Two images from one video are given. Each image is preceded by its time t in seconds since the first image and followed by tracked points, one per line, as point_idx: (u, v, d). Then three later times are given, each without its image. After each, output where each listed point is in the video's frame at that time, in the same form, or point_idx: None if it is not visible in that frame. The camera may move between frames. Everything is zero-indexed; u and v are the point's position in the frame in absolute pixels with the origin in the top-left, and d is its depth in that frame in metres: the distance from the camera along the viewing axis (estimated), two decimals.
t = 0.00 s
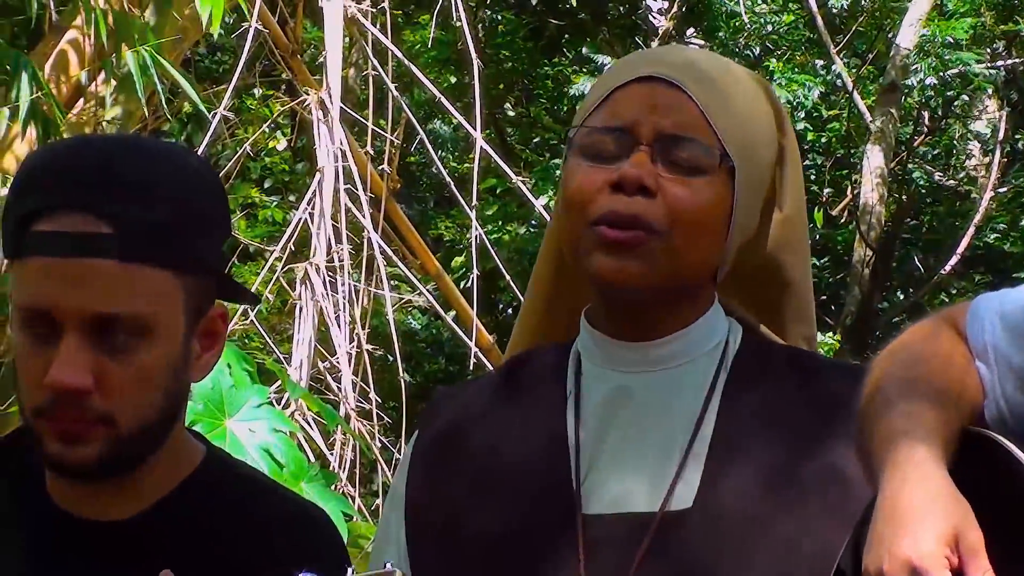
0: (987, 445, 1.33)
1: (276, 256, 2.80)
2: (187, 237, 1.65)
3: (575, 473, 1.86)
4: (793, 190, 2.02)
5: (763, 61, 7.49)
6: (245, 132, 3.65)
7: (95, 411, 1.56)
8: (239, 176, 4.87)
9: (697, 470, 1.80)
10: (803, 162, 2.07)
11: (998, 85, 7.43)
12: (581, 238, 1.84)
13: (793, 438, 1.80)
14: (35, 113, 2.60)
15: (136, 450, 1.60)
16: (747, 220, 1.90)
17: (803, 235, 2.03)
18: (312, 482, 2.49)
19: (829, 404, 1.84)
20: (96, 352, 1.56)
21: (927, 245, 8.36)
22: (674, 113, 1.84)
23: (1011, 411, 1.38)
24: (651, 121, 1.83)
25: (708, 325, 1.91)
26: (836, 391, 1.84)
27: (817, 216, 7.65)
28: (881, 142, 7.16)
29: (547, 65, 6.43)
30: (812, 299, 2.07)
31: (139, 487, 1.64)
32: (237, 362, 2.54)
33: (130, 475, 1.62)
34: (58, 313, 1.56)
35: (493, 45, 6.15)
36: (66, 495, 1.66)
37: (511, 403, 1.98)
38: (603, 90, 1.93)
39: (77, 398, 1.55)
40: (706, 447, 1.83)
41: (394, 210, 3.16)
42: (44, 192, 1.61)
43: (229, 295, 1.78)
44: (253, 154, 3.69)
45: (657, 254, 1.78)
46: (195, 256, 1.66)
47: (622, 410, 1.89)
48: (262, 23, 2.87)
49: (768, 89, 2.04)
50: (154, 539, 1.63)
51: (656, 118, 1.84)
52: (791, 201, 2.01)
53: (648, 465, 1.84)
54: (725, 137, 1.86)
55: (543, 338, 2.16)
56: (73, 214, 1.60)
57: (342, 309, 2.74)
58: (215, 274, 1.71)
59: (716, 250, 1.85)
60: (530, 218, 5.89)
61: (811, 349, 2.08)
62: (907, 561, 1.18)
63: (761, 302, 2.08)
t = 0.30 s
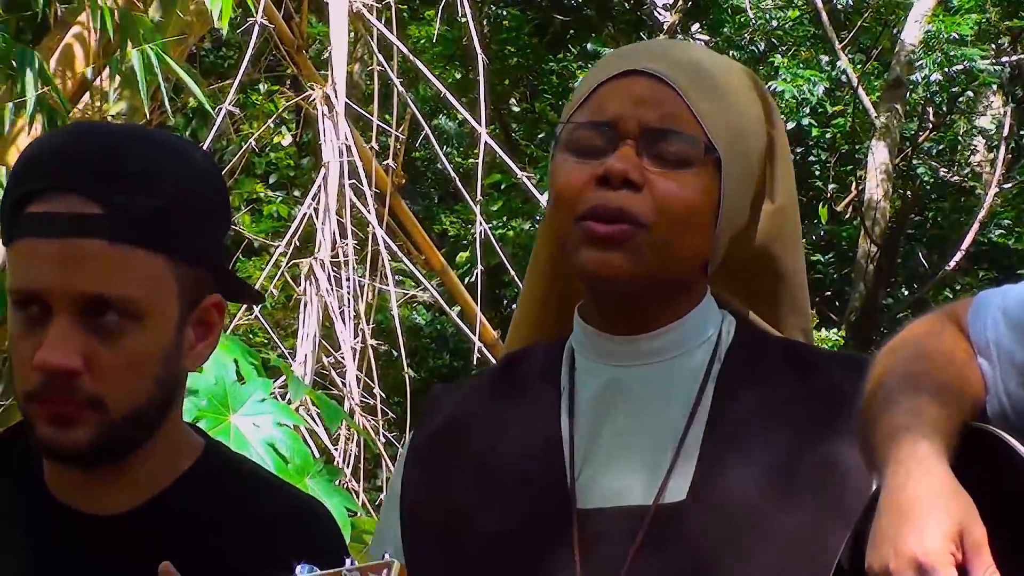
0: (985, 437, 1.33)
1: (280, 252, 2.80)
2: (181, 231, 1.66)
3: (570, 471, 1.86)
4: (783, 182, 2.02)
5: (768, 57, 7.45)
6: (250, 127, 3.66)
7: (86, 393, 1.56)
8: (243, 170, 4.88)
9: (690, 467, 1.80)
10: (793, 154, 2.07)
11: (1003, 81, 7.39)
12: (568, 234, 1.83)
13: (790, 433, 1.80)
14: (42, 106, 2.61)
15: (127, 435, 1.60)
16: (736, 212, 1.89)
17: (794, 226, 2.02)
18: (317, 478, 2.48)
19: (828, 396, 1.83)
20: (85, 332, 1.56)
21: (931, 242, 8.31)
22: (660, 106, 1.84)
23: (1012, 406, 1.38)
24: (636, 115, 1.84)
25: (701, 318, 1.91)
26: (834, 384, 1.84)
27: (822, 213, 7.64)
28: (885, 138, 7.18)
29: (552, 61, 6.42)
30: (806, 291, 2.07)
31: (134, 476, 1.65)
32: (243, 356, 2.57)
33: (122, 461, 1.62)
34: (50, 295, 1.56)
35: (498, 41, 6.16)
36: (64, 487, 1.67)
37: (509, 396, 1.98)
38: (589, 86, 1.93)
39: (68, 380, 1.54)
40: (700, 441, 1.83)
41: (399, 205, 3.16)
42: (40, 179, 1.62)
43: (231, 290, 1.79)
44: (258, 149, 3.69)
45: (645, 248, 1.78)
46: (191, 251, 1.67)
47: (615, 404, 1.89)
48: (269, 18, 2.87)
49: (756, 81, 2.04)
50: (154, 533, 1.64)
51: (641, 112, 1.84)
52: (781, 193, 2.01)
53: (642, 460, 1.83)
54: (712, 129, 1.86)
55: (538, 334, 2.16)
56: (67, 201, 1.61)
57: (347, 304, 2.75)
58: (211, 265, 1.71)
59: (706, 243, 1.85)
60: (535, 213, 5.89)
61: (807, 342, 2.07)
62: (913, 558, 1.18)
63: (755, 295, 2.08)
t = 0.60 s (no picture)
0: (985, 442, 1.34)
1: (279, 256, 2.80)
2: (175, 233, 1.66)
3: (562, 476, 1.85)
4: (770, 183, 2.01)
5: (766, 63, 7.53)
6: (248, 131, 3.67)
7: (82, 405, 1.56)
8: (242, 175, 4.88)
9: (682, 472, 1.79)
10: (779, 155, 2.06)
11: (1002, 86, 7.33)
12: (555, 242, 1.83)
13: (786, 435, 1.80)
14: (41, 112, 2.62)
15: (125, 445, 1.61)
16: (723, 214, 1.89)
17: (782, 228, 2.02)
18: (316, 483, 2.49)
19: (825, 399, 1.82)
20: (80, 345, 1.56)
21: (931, 246, 8.39)
22: (641, 111, 1.84)
23: (1012, 409, 1.39)
24: (618, 121, 1.83)
25: (690, 322, 1.90)
26: (831, 386, 1.83)
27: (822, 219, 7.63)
28: (885, 143, 7.28)
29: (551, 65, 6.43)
30: (797, 292, 2.06)
31: (132, 485, 1.65)
32: (243, 361, 2.54)
33: (120, 471, 1.63)
34: (42, 309, 1.56)
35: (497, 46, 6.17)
36: (61, 493, 1.67)
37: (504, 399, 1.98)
38: (572, 93, 1.93)
39: (64, 392, 1.55)
40: (692, 446, 1.81)
41: (397, 209, 3.15)
42: (32, 184, 1.62)
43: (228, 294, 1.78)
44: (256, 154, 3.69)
45: (631, 253, 1.77)
46: (185, 253, 1.67)
47: (606, 409, 1.88)
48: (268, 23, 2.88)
49: (740, 83, 2.04)
50: (150, 537, 1.63)
51: (623, 117, 1.83)
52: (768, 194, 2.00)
53: (633, 464, 1.82)
54: (695, 132, 1.85)
55: (529, 339, 2.15)
56: (60, 207, 1.61)
57: (346, 309, 2.75)
58: (207, 268, 1.71)
59: (693, 247, 1.84)
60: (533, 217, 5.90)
61: (800, 344, 2.06)
62: (915, 564, 1.19)
63: (746, 297, 2.07)
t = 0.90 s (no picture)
0: (987, 442, 1.35)
1: (281, 256, 2.80)
2: (177, 232, 1.66)
3: (569, 474, 1.84)
4: (778, 182, 2.01)
5: (766, 63, 7.62)
6: (250, 132, 3.67)
7: (85, 404, 1.56)
8: (245, 174, 4.88)
9: (689, 472, 1.79)
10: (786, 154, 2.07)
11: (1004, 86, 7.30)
12: (566, 238, 1.82)
13: (790, 434, 1.79)
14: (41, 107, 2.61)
15: (128, 445, 1.61)
16: (733, 212, 1.89)
17: (791, 227, 2.02)
18: (318, 482, 2.49)
19: (828, 397, 1.82)
20: (83, 345, 1.56)
21: (931, 246, 8.44)
22: (652, 108, 1.84)
23: (1014, 404, 1.40)
24: (629, 118, 1.83)
25: (701, 321, 1.90)
26: (834, 385, 1.83)
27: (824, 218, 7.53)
28: (886, 143, 7.16)
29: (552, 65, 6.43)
30: (804, 292, 2.06)
31: (135, 485, 1.66)
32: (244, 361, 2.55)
33: (124, 470, 1.63)
34: (46, 308, 1.57)
35: (499, 45, 6.17)
36: (65, 493, 1.69)
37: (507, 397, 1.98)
38: (581, 91, 1.93)
39: (67, 392, 1.55)
40: (701, 445, 1.81)
41: (400, 210, 3.16)
42: (34, 184, 1.63)
43: (230, 291, 1.79)
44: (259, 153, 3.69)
45: (642, 249, 1.77)
46: (187, 252, 1.67)
47: (615, 408, 1.88)
48: (270, 22, 2.87)
49: (748, 82, 2.04)
50: (154, 536, 1.64)
51: (634, 114, 1.83)
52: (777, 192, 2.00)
53: (639, 462, 1.83)
54: (705, 129, 1.86)
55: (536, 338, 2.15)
56: (62, 206, 1.61)
57: (347, 309, 2.76)
58: (208, 266, 1.71)
59: (703, 244, 1.84)
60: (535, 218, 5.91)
61: (808, 344, 2.06)
62: (909, 561, 1.18)
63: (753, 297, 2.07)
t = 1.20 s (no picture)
0: (980, 442, 1.38)
1: (289, 258, 2.84)
2: (182, 237, 1.70)
3: (581, 472, 1.87)
4: (795, 190, 2.04)
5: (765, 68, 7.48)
6: (258, 136, 3.72)
7: (95, 411, 1.61)
8: (253, 178, 4.93)
9: (699, 472, 1.81)
10: (803, 162, 2.09)
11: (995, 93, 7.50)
12: (588, 240, 1.86)
13: (787, 432, 1.82)
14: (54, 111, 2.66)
15: (137, 448, 1.65)
16: (751, 219, 1.92)
17: (806, 234, 2.05)
18: (325, 481, 2.54)
19: (833, 397, 1.84)
20: (92, 353, 1.60)
21: (924, 248, 8.27)
22: (675, 116, 1.87)
23: (1008, 406, 1.44)
24: (653, 125, 1.87)
25: (714, 325, 1.93)
26: (830, 385, 1.86)
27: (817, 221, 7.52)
28: (880, 147, 7.45)
29: (554, 72, 6.48)
30: (815, 296, 2.09)
31: (144, 486, 1.70)
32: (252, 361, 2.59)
33: (135, 472, 1.68)
34: (54, 318, 1.61)
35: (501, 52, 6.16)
36: (81, 493, 1.73)
37: (507, 396, 2.01)
38: (606, 97, 1.96)
39: (77, 400, 1.59)
40: (711, 445, 1.84)
41: (405, 214, 3.19)
42: (42, 195, 1.66)
43: (234, 291, 1.82)
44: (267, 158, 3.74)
45: (661, 254, 1.81)
46: (188, 254, 1.70)
47: (628, 408, 1.91)
48: (276, 29, 2.93)
49: (768, 91, 2.07)
50: (160, 536, 1.68)
51: (658, 121, 1.87)
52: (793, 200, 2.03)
53: (652, 458, 1.85)
54: (727, 138, 1.89)
55: (548, 335, 2.19)
56: (69, 217, 1.65)
57: (353, 309, 2.78)
58: (210, 268, 1.74)
59: (721, 250, 1.88)
60: (537, 221, 5.95)
61: (816, 348, 2.10)
62: (911, 561, 1.22)
63: (765, 300, 2.11)
